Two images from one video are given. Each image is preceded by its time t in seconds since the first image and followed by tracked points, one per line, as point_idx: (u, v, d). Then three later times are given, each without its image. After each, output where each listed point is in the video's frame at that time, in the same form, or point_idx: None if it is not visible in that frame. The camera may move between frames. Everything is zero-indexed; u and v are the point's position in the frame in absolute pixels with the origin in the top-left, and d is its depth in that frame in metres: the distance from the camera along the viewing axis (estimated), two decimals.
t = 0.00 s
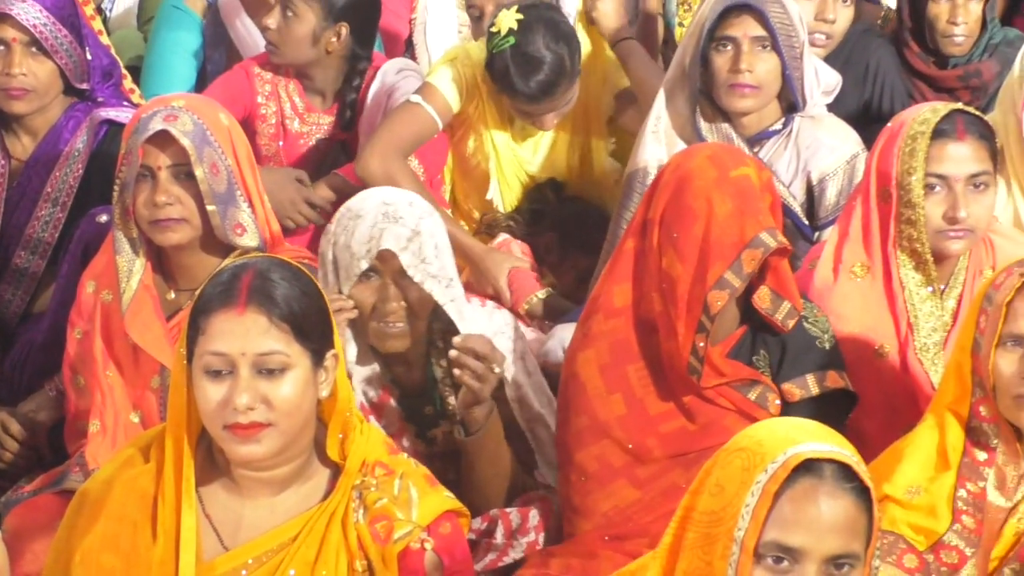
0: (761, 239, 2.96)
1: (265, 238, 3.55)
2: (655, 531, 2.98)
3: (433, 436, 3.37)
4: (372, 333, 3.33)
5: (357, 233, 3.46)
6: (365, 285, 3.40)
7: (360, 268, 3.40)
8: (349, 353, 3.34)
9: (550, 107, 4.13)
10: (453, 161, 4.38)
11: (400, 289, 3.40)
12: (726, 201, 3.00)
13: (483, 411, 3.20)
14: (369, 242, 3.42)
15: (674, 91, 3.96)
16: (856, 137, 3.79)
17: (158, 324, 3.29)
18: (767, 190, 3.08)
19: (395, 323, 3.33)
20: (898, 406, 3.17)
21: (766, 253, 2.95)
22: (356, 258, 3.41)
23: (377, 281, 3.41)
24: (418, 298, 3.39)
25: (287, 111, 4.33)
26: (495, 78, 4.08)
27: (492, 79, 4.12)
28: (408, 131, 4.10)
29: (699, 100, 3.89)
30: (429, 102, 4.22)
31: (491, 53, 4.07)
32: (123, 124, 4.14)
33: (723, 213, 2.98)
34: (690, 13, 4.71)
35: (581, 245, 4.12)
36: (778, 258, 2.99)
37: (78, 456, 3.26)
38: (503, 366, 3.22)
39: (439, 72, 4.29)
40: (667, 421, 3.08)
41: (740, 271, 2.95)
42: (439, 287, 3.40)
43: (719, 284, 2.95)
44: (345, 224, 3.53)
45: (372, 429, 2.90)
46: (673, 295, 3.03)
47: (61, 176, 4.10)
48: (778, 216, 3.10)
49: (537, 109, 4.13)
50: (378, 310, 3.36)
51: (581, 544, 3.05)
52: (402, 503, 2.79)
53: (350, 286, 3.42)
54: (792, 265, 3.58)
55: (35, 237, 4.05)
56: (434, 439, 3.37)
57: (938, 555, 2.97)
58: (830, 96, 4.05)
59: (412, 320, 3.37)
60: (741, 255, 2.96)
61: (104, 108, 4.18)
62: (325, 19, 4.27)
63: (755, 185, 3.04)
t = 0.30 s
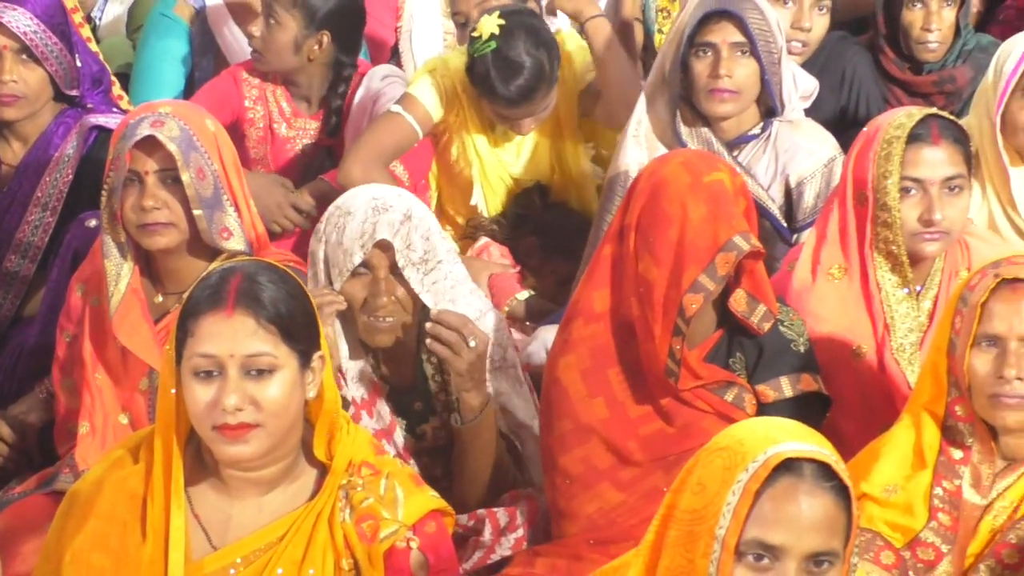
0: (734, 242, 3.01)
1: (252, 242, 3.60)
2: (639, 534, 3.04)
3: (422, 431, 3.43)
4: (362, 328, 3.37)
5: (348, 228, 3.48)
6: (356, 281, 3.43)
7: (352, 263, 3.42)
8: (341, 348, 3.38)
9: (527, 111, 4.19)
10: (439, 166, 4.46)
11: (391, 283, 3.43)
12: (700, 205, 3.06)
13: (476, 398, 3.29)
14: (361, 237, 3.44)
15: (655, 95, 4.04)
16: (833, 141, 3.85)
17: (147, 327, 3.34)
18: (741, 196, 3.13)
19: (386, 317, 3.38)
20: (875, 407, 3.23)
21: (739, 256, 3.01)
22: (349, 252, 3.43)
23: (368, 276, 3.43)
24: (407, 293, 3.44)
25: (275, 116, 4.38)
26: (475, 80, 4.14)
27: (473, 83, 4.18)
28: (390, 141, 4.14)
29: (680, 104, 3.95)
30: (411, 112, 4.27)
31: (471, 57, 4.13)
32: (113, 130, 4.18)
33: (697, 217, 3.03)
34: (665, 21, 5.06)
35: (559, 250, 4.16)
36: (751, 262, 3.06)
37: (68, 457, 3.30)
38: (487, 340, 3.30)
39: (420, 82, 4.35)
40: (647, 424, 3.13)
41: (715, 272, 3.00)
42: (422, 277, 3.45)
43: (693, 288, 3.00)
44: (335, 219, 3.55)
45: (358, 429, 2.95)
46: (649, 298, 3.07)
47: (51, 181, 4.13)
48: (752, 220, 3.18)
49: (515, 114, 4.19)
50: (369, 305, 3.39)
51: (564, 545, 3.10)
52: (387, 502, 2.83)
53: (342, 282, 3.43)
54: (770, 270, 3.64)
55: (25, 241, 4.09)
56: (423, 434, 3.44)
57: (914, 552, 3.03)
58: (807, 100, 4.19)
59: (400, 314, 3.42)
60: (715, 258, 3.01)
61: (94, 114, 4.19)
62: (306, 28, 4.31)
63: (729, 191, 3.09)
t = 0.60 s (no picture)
0: (714, 247, 3.06)
1: (242, 244, 3.65)
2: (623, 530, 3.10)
3: (425, 427, 3.51)
4: (375, 317, 3.44)
5: (371, 219, 3.50)
6: (374, 270, 3.47)
7: (373, 252, 3.45)
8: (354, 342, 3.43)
9: (505, 101, 4.24)
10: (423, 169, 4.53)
11: (408, 276, 3.48)
12: (682, 212, 3.11)
13: (479, 393, 3.40)
14: (385, 228, 3.47)
15: (638, 98, 4.11)
16: (813, 144, 3.92)
17: (139, 327, 3.39)
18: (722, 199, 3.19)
19: (399, 309, 3.44)
20: (855, 406, 3.29)
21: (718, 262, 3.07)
22: (370, 242, 3.46)
23: (386, 267, 3.47)
24: (424, 286, 3.50)
25: (263, 120, 4.45)
26: (451, 74, 4.20)
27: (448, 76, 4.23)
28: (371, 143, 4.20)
29: (662, 107, 4.02)
30: (389, 115, 4.31)
31: (447, 50, 4.20)
32: (104, 136, 4.22)
33: (679, 221, 3.09)
34: (649, 27, 5.19)
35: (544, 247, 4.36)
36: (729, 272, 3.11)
37: (61, 458, 3.35)
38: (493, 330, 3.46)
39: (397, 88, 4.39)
40: (631, 419, 3.19)
41: (695, 276, 3.06)
42: (439, 270, 3.52)
43: (673, 292, 3.06)
44: (359, 210, 3.57)
45: (347, 429, 2.99)
46: (631, 300, 3.13)
47: (43, 186, 4.18)
48: (733, 222, 3.23)
49: (493, 104, 4.23)
50: (385, 295, 3.44)
51: (549, 539, 3.15)
52: (376, 501, 2.88)
53: (360, 271, 3.46)
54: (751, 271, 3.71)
55: (18, 245, 4.15)
56: (425, 430, 3.52)
57: (894, 547, 3.09)
58: (788, 104, 4.29)
59: (415, 305, 3.47)
60: (695, 263, 3.07)
61: (86, 119, 4.24)
62: (291, 34, 4.35)
63: (709, 194, 3.15)
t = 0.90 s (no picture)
0: (691, 248, 3.14)
1: (224, 247, 3.69)
2: (600, 524, 3.16)
3: (411, 421, 3.55)
4: (367, 309, 3.48)
5: (367, 215, 3.57)
6: (369, 264, 3.53)
7: (369, 246, 3.52)
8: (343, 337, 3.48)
9: (485, 103, 4.28)
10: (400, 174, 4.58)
11: (402, 271, 3.52)
12: (660, 212, 3.18)
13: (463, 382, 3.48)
14: (381, 223, 3.54)
15: (612, 103, 4.17)
16: (783, 148, 3.99)
17: (122, 330, 3.44)
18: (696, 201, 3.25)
19: (392, 303, 3.48)
20: (828, 404, 3.36)
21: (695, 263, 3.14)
22: (367, 236, 3.53)
23: (381, 261, 3.53)
24: (417, 281, 3.53)
25: (243, 125, 4.50)
26: (431, 78, 4.26)
27: (428, 80, 4.29)
28: (345, 149, 4.25)
29: (635, 114, 4.08)
30: (366, 123, 4.37)
31: (427, 55, 4.27)
32: (87, 141, 4.26)
33: (656, 223, 3.15)
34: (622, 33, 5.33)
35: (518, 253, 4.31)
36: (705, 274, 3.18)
37: (45, 459, 3.39)
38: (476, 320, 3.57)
39: (376, 95, 4.46)
40: (607, 415, 3.25)
41: (673, 276, 3.13)
42: (434, 266, 3.58)
43: (652, 292, 3.13)
44: (354, 207, 3.63)
45: (326, 429, 3.02)
46: (609, 299, 3.19)
47: (27, 192, 4.22)
48: (708, 224, 3.31)
49: (473, 106, 4.28)
50: (379, 288, 3.49)
51: (527, 533, 3.20)
52: (356, 500, 2.92)
53: (356, 264, 3.53)
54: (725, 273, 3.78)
55: (2, 250, 4.19)
56: (411, 425, 3.55)
57: (865, 544, 3.15)
58: (760, 108, 4.35)
59: (408, 300, 3.50)
60: (673, 264, 3.14)
61: (69, 125, 4.28)
62: (269, 42, 4.41)
63: (685, 196, 3.22)
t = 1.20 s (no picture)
0: (669, 257, 3.19)
1: (209, 248, 3.74)
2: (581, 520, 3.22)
3: (394, 417, 3.60)
4: (352, 299, 3.57)
5: (353, 210, 3.63)
6: (355, 255, 3.61)
7: (357, 236, 3.60)
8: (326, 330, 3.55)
9: (478, 95, 4.36)
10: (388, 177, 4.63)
11: (385, 263, 3.63)
12: (637, 221, 3.23)
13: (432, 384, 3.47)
14: (368, 215, 3.62)
15: (589, 108, 4.22)
16: (758, 150, 4.08)
17: (108, 330, 3.50)
18: (673, 210, 3.31)
19: (377, 292, 3.58)
20: (803, 403, 3.45)
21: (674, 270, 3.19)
22: (353, 228, 3.60)
23: (366, 252, 3.62)
24: (401, 273, 3.65)
25: (230, 127, 4.55)
26: (425, 69, 4.32)
27: (422, 72, 4.35)
28: (330, 155, 4.28)
29: (613, 117, 4.15)
30: (356, 125, 4.42)
31: (421, 47, 4.34)
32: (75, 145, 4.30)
33: (635, 231, 3.21)
34: (600, 38, 5.49)
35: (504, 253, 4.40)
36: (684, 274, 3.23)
37: (34, 458, 3.44)
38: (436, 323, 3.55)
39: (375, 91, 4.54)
40: (587, 413, 3.31)
41: (654, 284, 3.19)
42: (414, 259, 3.67)
43: (634, 301, 3.18)
44: (341, 206, 3.68)
45: (310, 427, 3.07)
46: (591, 308, 3.25)
47: (15, 195, 4.27)
48: (684, 228, 3.36)
49: (467, 97, 4.35)
50: (365, 277, 3.59)
51: (509, 529, 3.26)
52: (340, 496, 2.95)
53: (342, 257, 3.59)
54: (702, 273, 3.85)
55: None
56: (394, 420, 3.61)
57: (840, 538, 3.21)
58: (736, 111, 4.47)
59: (392, 290, 3.61)
60: (652, 271, 3.20)
61: (56, 129, 4.33)
62: (248, 48, 4.46)
63: (662, 204, 3.27)
